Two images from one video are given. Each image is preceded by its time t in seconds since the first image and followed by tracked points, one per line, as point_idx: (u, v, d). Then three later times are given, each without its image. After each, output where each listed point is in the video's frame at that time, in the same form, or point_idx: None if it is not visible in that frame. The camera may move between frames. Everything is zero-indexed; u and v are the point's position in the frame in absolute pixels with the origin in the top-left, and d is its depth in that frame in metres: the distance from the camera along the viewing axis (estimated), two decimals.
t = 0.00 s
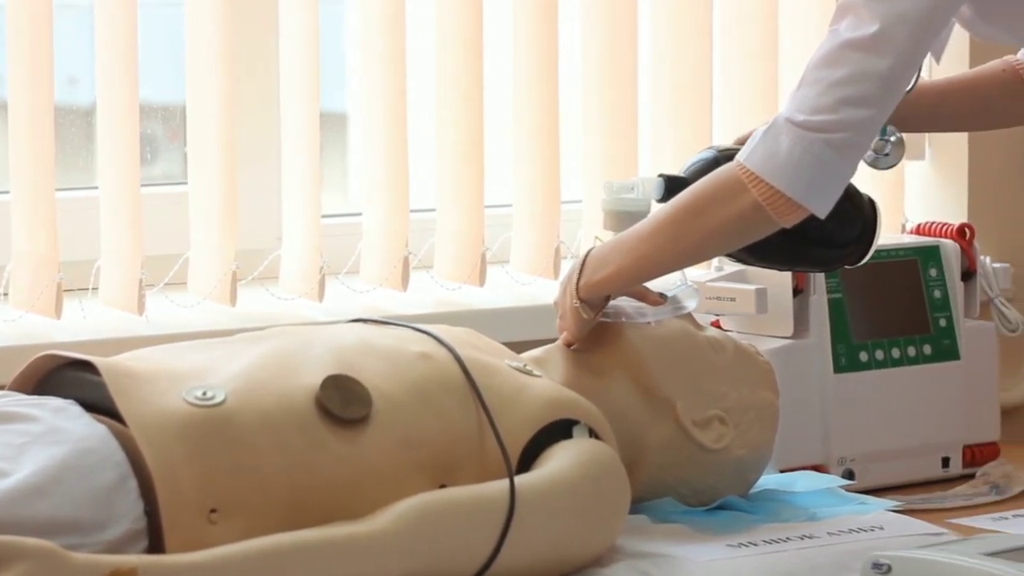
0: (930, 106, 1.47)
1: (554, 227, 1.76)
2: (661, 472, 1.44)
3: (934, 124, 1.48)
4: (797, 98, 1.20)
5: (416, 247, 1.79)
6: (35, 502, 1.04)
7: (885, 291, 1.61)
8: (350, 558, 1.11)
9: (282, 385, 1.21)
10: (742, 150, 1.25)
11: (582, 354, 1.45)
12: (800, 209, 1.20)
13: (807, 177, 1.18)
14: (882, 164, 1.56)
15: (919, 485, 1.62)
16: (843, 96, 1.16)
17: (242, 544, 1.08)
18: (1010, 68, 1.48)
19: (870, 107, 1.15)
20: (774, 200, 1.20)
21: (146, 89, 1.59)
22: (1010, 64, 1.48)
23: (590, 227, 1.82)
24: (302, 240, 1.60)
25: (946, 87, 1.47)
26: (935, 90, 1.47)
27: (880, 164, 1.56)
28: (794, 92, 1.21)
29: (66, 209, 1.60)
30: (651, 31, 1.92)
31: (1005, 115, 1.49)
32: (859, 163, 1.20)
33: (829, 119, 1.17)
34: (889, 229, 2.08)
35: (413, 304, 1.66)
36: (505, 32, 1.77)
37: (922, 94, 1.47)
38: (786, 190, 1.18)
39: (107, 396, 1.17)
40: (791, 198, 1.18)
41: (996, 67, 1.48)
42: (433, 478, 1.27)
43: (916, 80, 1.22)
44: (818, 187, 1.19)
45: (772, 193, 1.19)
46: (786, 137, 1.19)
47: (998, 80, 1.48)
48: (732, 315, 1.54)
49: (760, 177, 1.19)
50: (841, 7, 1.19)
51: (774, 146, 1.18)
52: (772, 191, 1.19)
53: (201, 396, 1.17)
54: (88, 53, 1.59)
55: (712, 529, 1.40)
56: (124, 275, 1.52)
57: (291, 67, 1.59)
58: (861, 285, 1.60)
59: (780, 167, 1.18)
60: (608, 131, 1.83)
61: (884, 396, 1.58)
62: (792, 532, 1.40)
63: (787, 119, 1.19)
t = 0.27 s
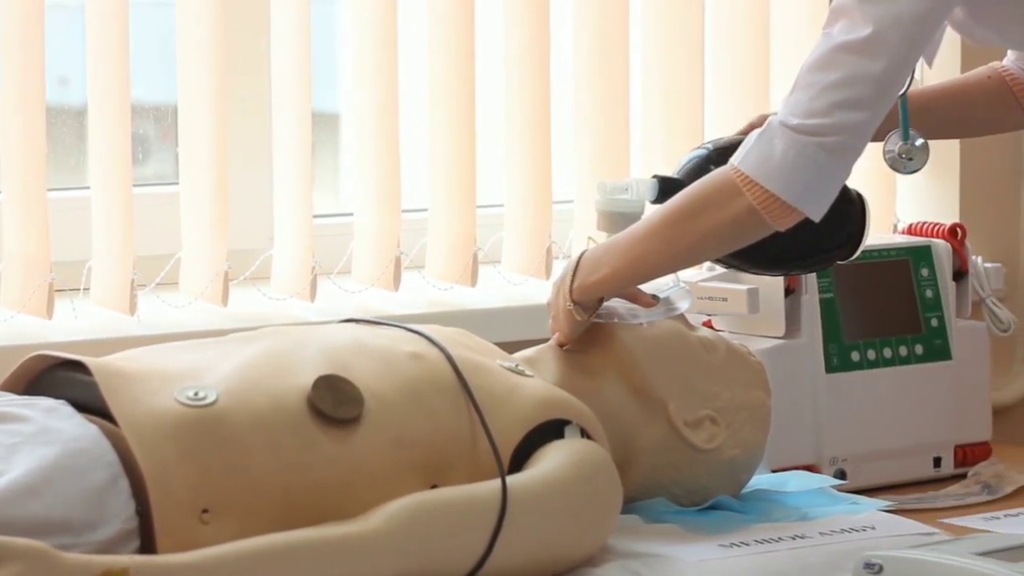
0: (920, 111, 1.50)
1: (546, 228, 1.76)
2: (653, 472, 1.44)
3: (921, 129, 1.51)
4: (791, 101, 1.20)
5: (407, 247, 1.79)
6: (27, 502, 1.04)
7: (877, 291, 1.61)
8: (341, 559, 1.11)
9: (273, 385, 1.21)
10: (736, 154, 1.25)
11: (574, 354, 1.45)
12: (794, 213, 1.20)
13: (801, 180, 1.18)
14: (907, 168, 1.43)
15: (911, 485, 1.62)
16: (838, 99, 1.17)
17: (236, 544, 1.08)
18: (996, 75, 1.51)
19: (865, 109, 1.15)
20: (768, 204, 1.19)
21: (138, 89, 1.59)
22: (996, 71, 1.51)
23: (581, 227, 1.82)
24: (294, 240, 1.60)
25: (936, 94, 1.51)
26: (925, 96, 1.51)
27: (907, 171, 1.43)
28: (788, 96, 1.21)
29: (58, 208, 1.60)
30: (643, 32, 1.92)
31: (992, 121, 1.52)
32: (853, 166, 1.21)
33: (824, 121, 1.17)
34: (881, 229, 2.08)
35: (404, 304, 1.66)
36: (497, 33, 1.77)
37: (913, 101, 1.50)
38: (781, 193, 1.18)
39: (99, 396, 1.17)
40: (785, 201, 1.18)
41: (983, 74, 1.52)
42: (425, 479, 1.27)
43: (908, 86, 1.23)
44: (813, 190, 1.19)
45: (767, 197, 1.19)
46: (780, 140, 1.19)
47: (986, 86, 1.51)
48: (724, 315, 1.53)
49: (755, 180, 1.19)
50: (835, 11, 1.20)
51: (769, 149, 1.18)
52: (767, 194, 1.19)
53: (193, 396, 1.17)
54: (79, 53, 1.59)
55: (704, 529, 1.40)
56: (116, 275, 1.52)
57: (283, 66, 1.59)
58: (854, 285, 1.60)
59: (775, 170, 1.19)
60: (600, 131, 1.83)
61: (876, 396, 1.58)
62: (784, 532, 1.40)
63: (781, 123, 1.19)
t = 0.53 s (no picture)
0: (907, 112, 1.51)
1: (537, 228, 1.76)
2: (643, 472, 1.44)
3: (910, 131, 1.52)
4: (781, 100, 1.20)
5: (397, 248, 1.79)
6: (17, 503, 1.04)
7: (867, 291, 1.61)
8: (331, 559, 1.11)
9: (263, 385, 1.21)
10: (726, 153, 1.25)
11: (564, 354, 1.45)
12: (784, 212, 1.20)
13: (792, 179, 1.18)
14: (887, 167, 1.46)
15: (901, 485, 1.62)
16: (828, 98, 1.17)
17: (227, 544, 1.08)
18: (982, 75, 1.51)
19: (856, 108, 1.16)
20: (759, 203, 1.19)
21: (128, 89, 1.59)
22: (983, 71, 1.51)
23: (572, 227, 1.82)
24: (284, 240, 1.60)
25: (922, 95, 1.51)
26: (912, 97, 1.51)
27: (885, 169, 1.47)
28: (778, 94, 1.21)
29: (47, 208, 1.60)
30: (634, 31, 1.92)
31: (980, 121, 1.52)
32: (843, 165, 1.21)
33: (814, 121, 1.17)
34: (871, 228, 2.08)
35: (394, 304, 1.66)
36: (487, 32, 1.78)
37: (899, 102, 1.50)
38: (771, 192, 1.18)
39: (88, 397, 1.17)
40: (776, 200, 1.18)
41: (970, 74, 1.52)
42: (415, 479, 1.27)
43: (898, 85, 1.23)
44: (804, 189, 1.19)
45: (758, 196, 1.19)
46: (770, 139, 1.19)
47: (973, 87, 1.51)
48: (714, 315, 1.53)
49: (745, 179, 1.19)
50: (825, 9, 1.20)
51: (759, 147, 1.18)
52: (757, 194, 1.19)
53: (183, 396, 1.17)
54: (68, 53, 1.59)
55: (693, 529, 1.41)
56: (106, 275, 1.52)
57: (273, 66, 1.59)
58: (844, 284, 1.59)
59: (765, 169, 1.19)
60: (590, 132, 1.83)
61: (866, 396, 1.58)
62: (773, 532, 1.40)
63: (771, 122, 1.19)
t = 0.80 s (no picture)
0: (899, 109, 1.50)
1: (526, 228, 1.76)
2: (632, 472, 1.44)
3: (904, 125, 1.50)
4: (768, 97, 1.21)
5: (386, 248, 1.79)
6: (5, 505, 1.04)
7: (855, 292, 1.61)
8: (319, 560, 1.11)
9: (251, 386, 1.21)
10: (713, 151, 1.25)
11: (553, 354, 1.45)
12: (771, 209, 1.20)
13: (779, 177, 1.19)
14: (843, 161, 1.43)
15: (890, 485, 1.62)
16: (816, 96, 1.17)
17: (217, 545, 1.08)
18: (977, 72, 1.51)
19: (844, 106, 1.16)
20: (746, 201, 1.20)
21: (117, 89, 1.59)
22: (978, 67, 1.51)
23: (561, 228, 1.82)
24: (273, 241, 1.59)
25: (916, 92, 1.50)
26: (905, 94, 1.50)
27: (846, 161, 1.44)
28: (765, 92, 1.21)
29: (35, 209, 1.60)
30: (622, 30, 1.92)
31: (973, 117, 1.52)
32: (830, 163, 1.21)
33: (802, 119, 1.18)
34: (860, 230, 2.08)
35: (384, 305, 1.66)
36: (475, 32, 1.78)
37: (892, 99, 1.49)
38: (759, 190, 1.18)
39: (77, 398, 1.17)
40: (763, 198, 1.19)
41: (964, 70, 1.52)
42: (403, 480, 1.27)
43: (885, 83, 1.23)
44: (791, 187, 1.19)
45: (745, 194, 1.20)
46: (758, 137, 1.19)
47: (967, 83, 1.51)
48: (703, 315, 1.53)
49: (733, 176, 1.19)
50: (812, 7, 1.20)
51: (746, 146, 1.18)
52: (745, 191, 1.19)
53: (171, 396, 1.17)
54: (57, 53, 1.58)
55: (682, 529, 1.41)
56: (94, 276, 1.52)
57: (262, 67, 1.59)
58: (832, 285, 1.60)
59: (753, 166, 1.19)
60: (579, 132, 1.83)
61: (855, 396, 1.58)
62: (762, 532, 1.40)
63: (759, 119, 1.19)
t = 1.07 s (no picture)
0: (891, 107, 1.47)
1: (516, 228, 1.76)
2: (622, 472, 1.44)
3: (896, 124, 1.48)
4: (759, 97, 1.21)
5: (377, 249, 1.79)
6: None
7: (846, 291, 1.61)
8: (309, 560, 1.11)
9: (241, 386, 1.21)
10: (704, 152, 1.25)
11: (543, 354, 1.45)
12: (762, 209, 1.20)
13: (770, 177, 1.19)
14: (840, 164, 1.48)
15: (881, 485, 1.62)
16: (807, 96, 1.17)
17: (208, 545, 1.08)
18: (973, 70, 1.48)
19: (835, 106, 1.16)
20: (737, 200, 1.20)
21: (107, 89, 1.59)
22: (973, 65, 1.48)
23: (551, 228, 1.83)
24: (264, 241, 1.59)
25: (907, 90, 1.47)
26: (896, 92, 1.48)
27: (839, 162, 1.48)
28: (756, 92, 1.21)
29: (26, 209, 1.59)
30: (613, 30, 1.92)
31: (968, 116, 1.49)
32: (821, 163, 1.21)
33: (792, 119, 1.18)
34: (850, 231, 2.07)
35: (375, 305, 1.66)
36: (465, 31, 1.78)
37: (881, 97, 1.47)
38: (750, 190, 1.18)
39: (68, 398, 1.16)
40: (754, 198, 1.19)
41: (959, 69, 1.49)
42: (394, 480, 1.26)
43: (876, 83, 1.24)
44: (782, 188, 1.19)
45: (736, 194, 1.20)
46: (749, 137, 1.19)
47: (962, 82, 1.48)
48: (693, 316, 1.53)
49: (724, 177, 1.19)
50: (803, 8, 1.20)
51: (738, 146, 1.18)
52: (735, 191, 1.20)
53: (162, 397, 1.16)
54: (48, 54, 1.58)
55: (673, 529, 1.41)
56: (84, 277, 1.52)
57: (253, 67, 1.59)
58: (823, 285, 1.60)
59: (744, 166, 1.19)
60: (570, 132, 1.83)
61: (845, 397, 1.58)
62: (753, 532, 1.41)
63: (750, 120, 1.19)
